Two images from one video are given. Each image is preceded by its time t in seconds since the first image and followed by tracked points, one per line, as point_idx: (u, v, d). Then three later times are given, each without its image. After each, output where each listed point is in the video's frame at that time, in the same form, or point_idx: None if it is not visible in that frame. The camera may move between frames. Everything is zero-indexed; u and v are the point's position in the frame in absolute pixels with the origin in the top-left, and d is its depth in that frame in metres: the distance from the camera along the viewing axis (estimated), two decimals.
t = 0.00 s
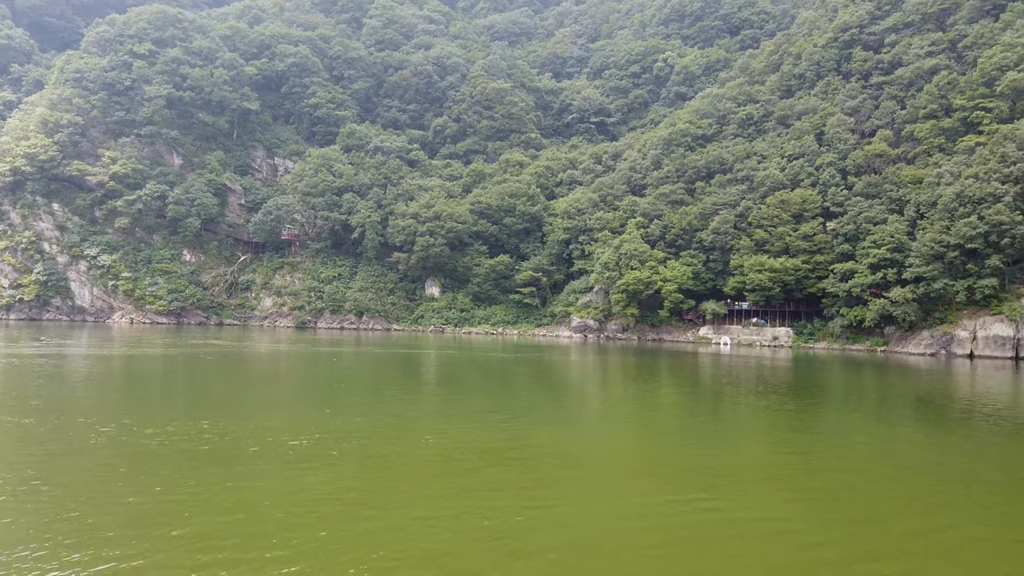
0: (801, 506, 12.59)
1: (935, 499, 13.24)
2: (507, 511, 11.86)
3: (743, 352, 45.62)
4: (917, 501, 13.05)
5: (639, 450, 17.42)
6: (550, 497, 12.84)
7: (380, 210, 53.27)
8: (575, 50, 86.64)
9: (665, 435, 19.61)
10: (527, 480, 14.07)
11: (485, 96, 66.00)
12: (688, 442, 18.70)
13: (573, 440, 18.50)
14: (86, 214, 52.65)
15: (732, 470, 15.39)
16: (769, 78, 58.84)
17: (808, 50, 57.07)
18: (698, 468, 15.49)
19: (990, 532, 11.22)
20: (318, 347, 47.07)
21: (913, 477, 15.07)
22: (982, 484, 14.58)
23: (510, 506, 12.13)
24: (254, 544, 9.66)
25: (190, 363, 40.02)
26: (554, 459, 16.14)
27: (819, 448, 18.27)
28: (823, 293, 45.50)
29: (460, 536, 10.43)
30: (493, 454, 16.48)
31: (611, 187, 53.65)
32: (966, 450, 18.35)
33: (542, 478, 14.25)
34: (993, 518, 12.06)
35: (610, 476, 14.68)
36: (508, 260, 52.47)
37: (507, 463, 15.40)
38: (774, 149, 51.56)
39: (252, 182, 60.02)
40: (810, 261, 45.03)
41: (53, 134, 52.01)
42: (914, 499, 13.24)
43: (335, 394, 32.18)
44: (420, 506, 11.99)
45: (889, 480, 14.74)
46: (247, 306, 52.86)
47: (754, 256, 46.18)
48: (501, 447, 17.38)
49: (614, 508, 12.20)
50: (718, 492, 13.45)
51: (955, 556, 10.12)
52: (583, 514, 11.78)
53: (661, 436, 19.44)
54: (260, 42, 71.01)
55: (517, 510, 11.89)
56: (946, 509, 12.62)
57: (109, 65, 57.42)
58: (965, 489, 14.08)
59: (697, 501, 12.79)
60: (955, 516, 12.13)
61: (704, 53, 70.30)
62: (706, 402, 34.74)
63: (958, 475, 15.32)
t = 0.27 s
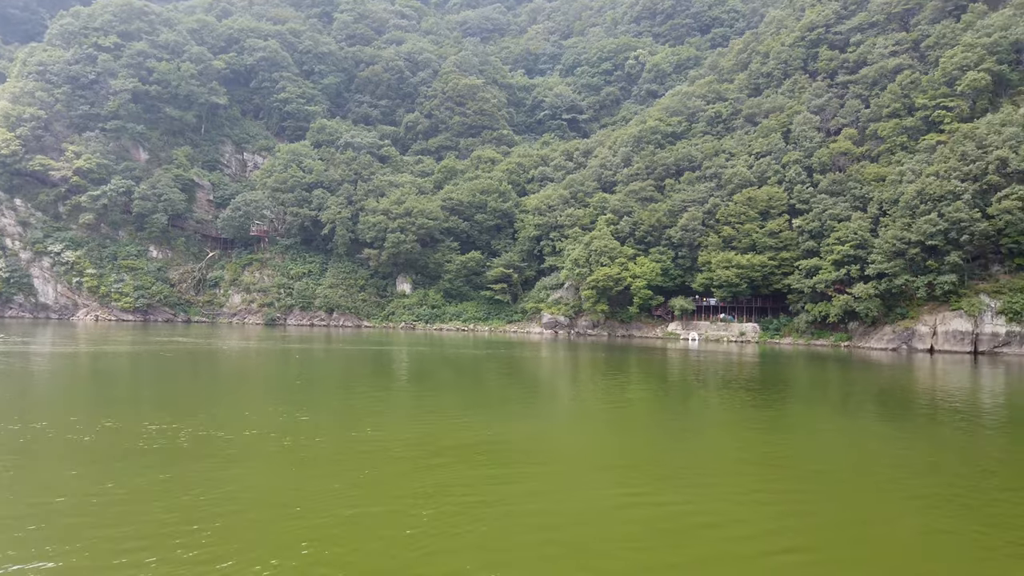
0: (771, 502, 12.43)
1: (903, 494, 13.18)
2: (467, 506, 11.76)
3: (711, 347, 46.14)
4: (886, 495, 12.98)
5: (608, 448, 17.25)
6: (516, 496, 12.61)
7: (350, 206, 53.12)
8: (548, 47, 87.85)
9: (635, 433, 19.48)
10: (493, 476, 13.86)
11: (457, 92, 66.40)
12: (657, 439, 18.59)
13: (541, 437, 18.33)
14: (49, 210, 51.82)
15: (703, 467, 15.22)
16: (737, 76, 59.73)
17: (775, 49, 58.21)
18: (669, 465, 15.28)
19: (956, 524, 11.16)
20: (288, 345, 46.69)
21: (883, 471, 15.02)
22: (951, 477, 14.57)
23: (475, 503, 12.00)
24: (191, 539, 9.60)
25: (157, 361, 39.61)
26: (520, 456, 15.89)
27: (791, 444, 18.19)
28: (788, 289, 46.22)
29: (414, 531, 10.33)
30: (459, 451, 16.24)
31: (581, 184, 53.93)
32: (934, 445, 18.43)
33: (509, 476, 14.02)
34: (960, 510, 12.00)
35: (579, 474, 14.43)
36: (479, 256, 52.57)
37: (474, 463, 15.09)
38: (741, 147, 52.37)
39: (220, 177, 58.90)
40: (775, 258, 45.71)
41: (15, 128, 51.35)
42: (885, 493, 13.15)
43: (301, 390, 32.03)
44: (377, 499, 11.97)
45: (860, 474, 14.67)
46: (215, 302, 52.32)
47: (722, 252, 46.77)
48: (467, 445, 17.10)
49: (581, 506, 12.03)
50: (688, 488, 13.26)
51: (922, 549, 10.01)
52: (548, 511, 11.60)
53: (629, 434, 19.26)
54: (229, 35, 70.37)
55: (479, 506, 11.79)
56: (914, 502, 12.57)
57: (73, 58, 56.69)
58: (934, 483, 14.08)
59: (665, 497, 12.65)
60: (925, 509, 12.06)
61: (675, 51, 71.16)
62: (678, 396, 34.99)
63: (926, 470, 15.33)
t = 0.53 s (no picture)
0: (748, 501, 12.15)
1: (883, 490, 12.97)
2: (418, 504, 11.57)
3: (682, 343, 46.53)
4: (865, 492, 12.76)
5: (582, 447, 16.93)
6: (470, 493, 12.43)
7: (323, 203, 52.96)
8: (523, 44, 88.38)
9: (607, 432, 19.23)
10: (451, 476, 13.64)
11: (431, 89, 66.33)
12: (631, 438, 18.34)
13: (510, 436, 18.07)
14: (15, 206, 50.84)
15: (679, 465, 14.93)
16: (709, 75, 60.42)
17: (746, 49, 59.10)
18: (643, 464, 14.98)
19: (938, 519, 10.96)
20: (260, 343, 46.32)
21: (861, 468, 14.84)
22: (929, 473, 14.43)
23: (425, 500, 11.84)
24: (123, 532, 9.57)
25: (125, 359, 39.14)
26: (487, 455, 15.62)
27: (767, 442, 18.03)
28: (757, 286, 46.81)
29: (356, 523, 10.39)
30: (421, 450, 16.03)
31: (555, 182, 54.09)
32: (908, 441, 18.43)
33: (466, 473, 13.84)
34: (940, 505, 11.84)
35: (549, 472, 14.16)
36: (453, 254, 52.57)
37: (435, 460, 14.90)
38: (712, 145, 52.97)
39: (190, 173, 59.15)
40: (745, 256, 46.26)
41: None
42: (864, 490, 12.94)
43: (267, 388, 31.79)
44: (324, 497, 11.76)
45: (837, 471, 14.48)
46: (185, 300, 51.90)
47: (693, 250, 47.22)
48: (430, 443, 16.93)
49: (536, 504, 11.84)
50: (663, 488, 12.95)
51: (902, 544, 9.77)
52: (504, 509, 11.41)
53: (600, 432, 19.10)
54: (200, 30, 70.18)
55: (429, 504, 11.61)
56: (895, 498, 12.36)
57: (39, 52, 55.95)
58: (912, 478, 13.94)
59: (639, 497, 12.30)
60: (905, 504, 11.86)
61: (649, 50, 71.85)
62: (650, 393, 35.22)
63: (904, 465, 15.22)
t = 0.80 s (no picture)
0: (721, 498, 12.01)
1: (855, 486, 12.94)
2: (359, 497, 11.49)
3: (649, 339, 46.91)
4: (838, 488, 12.71)
5: (549, 443, 16.79)
6: (414, 486, 12.39)
7: (290, 199, 52.75)
8: (494, 40, 88.46)
9: (576, 428, 19.11)
10: (395, 469, 13.59)
11: (401, 85, 66.28)
12: (601, 435, 18.21)
13: (475, 432, 17.91)
14: None
15: (650, 462, 14.78)
16: (677, 74, 60.98)
17: (714, 47, 59.84)
18: (613, 461, 14.82)
19: (910, 514, 10.92)
20: (227, 340, 45.87)
21: (832, 463, 14.82)
22: (900, 468, 14.46)
23: (366, 493, 11.76)
24: (39, 524, 9.59)
25: (87, 355, 38.58)
26: (446, 450, 15.46)
27: (739, 438, 18.00)
28: (723, 283, 47.42)
29: (282, 511, 10.47)
30: (373, 445, 15.89)
31: (525, 178, 54.15)
32: (878, 436, 18.54)
33: (411, 467, 13.77)
34: (911, 500, 11.82)
35: (506, 468, 14.02)
36: (423, 250, 52.40)
37: (385, 455, 14.77)
38: (680, 143, 53.39)
39: (155, 168, 58.27)
40: (711, 252, 46.91)
41: None
42: (837, 486, 12.89)
43: (226, 384, 31.45)
44: (263, 492, 11.64)
45: (808, 467, 14.45)
46: (150, 297, 51.62)
47: (660, 247, 47.70)
48: (382, 439, 16.76)
49: (480, 497, 11.81)
50: (632, 484, 12.82)
51: (874, 539, 9.69)
52: (448, 501, 11.38)
53: (566, 428, 18.99)
54: (165, 23, 69.41)
55: (369, 497, 11.57)
56: (868, 494, 12.31)
57: None
58: (883, 474, 13.95)
59: (607, 493, 12.13)
60: (878, 500, 11.81)
61: (620, 48, 72.31)
62: (617, 389, 35.44)
63: (876, 461, 15.24)
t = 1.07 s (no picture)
0: (686, 492, 11.91)
1: (833, 481, 12.83)
2: (275, 490, 11.33)
3: (609, 336, 47.25)
4: (819, 484, 12.57)
5: (508, 439, 16.51)
6: (338, 480, 12.22)
7: (250, 194, 52.34)
8: (460, 37, 89.48)
9: (536, 424, 18.88)
10: (321, 463, 13.37)
11: (363, 80, 65.90)
12: (560, 429, 18.17)
13: (425, 427, 17.67)
14: None
15: (623, 459, 14.51)
16: (639, 73, 61.67)
17: (675, 47, 60.64)
18: (583, 458, 14.53)
19: (894, 510, 10.83)
20: (183, 337, 45.04)
21: (808, 459, 14.73)
22: (876, 463, 14.45)
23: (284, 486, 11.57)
24: None
25: (35, 352, 37.66)
26: (385, 445, 15.26)
27: (708, 434, 17.92)
28: (682, 280, 48.10)
29: (184, 506, 10.27)
30: (306, 440, 15.62)
31: (488, 175, 54.27)
32: (847, 431, 18.65)
33: (337, 461, 13.57)
34: (892, 496, 11.76)
35: (447, 463, 13.77)
36: (385, 247, 52.14)
37: (313, 450, 14.50)
38: (641, 142, 53.84)
39: (110, 162, 57.11)
40: (670, 250, 47.55)
41: None
42: (816, 482, 12.76)
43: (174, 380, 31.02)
44: (175, 487, 11.43)
45: (781, 462, 14.36)
46: (105, 293, 50.19)
47: (621, 244, 48.23)
48: (316, 434, 16.48)
49: (405, 490, 11.68)
50: (603, 482, 12.53)
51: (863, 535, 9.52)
52: (368, 495, 11.25)
53: (519, 424, 18.81)
54: (122, 14, 68.69)
55: (286, 490, 11.41)
56: (848, 489, 12.22)
57: None
58: (858, 469, 13.92)
59: (576, 492, 11.82)
60: (860, 496, 11.71)
61: (584, 46, 73.19)
62: (577, 386, 35.70)
63: (851, 456, 15.21)
